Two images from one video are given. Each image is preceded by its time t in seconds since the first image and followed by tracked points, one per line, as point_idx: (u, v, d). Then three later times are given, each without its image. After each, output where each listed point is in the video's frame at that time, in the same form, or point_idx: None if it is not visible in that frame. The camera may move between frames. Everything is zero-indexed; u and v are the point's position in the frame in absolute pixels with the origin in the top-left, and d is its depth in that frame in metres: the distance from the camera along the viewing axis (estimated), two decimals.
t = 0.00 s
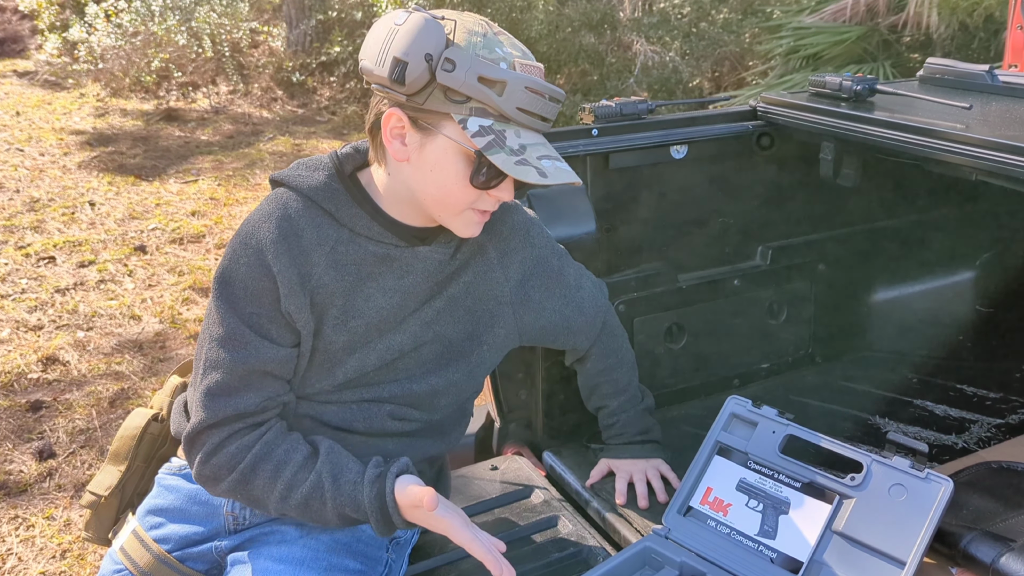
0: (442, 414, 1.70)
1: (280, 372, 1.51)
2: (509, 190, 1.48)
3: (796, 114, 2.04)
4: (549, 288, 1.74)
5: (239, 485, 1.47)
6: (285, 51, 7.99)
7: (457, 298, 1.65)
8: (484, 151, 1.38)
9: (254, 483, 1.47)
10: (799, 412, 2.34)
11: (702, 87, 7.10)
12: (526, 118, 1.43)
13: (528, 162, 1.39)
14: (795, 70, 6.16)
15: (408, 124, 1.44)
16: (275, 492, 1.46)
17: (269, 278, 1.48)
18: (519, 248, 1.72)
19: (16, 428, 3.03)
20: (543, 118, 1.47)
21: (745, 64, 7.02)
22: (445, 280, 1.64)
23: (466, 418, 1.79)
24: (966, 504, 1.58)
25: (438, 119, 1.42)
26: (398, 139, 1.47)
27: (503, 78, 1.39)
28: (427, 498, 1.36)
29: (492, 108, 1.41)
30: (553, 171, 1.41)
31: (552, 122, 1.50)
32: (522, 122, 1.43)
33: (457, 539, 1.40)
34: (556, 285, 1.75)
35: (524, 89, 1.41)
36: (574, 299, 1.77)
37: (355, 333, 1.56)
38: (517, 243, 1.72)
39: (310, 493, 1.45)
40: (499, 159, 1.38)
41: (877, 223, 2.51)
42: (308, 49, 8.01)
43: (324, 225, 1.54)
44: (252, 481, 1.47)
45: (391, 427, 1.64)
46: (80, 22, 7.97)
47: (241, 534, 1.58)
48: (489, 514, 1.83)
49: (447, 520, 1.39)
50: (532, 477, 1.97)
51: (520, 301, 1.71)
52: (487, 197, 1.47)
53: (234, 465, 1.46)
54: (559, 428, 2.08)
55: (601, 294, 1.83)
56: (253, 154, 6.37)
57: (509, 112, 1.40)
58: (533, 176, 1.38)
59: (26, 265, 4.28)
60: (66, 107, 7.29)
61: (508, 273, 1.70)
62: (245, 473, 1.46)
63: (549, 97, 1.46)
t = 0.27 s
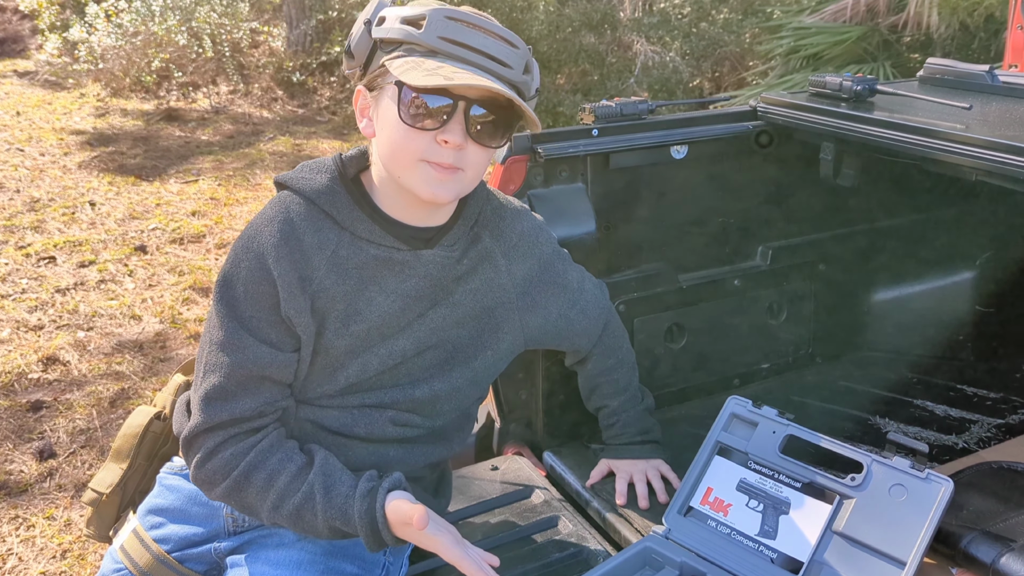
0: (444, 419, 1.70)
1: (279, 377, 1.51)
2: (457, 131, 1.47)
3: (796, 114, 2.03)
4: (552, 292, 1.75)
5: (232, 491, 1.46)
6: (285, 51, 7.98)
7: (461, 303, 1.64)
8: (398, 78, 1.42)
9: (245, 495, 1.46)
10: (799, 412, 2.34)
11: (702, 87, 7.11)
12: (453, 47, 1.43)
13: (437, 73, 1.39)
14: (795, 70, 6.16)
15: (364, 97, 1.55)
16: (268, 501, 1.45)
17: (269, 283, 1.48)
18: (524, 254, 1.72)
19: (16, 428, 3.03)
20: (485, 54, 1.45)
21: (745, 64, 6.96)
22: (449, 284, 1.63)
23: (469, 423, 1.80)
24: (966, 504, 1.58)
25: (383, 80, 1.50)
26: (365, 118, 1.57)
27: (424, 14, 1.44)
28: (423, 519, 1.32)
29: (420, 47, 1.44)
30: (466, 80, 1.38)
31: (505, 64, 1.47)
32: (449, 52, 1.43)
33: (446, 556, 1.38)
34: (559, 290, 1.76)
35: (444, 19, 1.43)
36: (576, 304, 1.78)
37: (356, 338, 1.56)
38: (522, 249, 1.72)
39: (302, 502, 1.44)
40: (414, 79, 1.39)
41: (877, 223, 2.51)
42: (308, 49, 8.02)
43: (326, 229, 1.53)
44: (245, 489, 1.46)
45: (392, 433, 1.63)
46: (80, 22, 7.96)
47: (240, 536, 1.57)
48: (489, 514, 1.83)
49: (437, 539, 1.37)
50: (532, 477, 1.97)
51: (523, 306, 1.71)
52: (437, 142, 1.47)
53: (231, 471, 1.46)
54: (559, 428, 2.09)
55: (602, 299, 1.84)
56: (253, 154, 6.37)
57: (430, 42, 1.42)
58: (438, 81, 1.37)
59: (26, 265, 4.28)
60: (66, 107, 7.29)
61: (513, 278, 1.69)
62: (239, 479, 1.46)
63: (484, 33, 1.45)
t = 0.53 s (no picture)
0: (444, 419, 1.70)
1: (277, 378, 1.51)
2: (449, 136, 1.47)
3: (796, 115, 2.03)
4: (551, 292, 1.75)
5: (225, 493, 1.46)
6: (285, 51, 7.98)
7: (460, 304, 1.64)
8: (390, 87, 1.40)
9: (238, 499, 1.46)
10: (799, 412, 2.34)
11: (702, 87, 7.11)
12: (441, 52, 1.42)
13: (426, 84, 1.38)
14: (795, 70, 6.16)
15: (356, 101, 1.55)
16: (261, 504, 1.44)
17: (266, 284, 1.48)
18: (523, 254, 1.72)
19: (16, 428, 3.03)
20: (473, 56, 1.44)
21: (745, 64, 7.04)
22: (448, 284, 1.63)
23: (469, 423, 1.80)
24: (966, 505, 1.58)
25: (372, 84, 1.50)
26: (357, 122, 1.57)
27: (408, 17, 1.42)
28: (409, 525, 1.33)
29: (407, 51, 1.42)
30: (455, 89, 1.38)
31: (494, 65, 1.47)
32: (437, 57, 1.42)
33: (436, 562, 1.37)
34: (558, 290, 1.76)
35: (430, 22, 1.41)
36: (576, 304, 1.78)
37: (355, 338, 1.56)
38: (521, 250, 1.72)
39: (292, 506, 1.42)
40: (402, 88, 1.39)
41: (877, 223, 2.51)
42: (308, 49, 8.01)
43: (323, 230, 1.54)
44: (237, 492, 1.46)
45: (391, 432, 1.63)
46: (80, 22, 7.97)
47: (239, 535, 1.57)
48: (489, 514, 1.83)
49: (426, 545, 1.37)
50: (532, 476, 1.97)
51: (522, 306, 1.71)
52: (428, 147, 1.47)
53: (224, 472, 1.46)
54: (558, 428, 2.09)
55: (602, 299, 1.84)
56: (253, 154, 6.37)
57: (418, 47, 1.41)
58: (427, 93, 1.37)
59: (26, 265, 4.28)
60: (66, 107, 7.30)
61: (512, 278, 1.69)
62: (231, 481, 1.45)
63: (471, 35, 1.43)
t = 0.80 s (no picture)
0: (441, 418, 1.69)
1: (273, 378, 1.52)
2: (500, 190, 1.49)
3: (795, 115, 2.03)
4: (549, 292, 1.74)
5: (216, 494, 1.47)
6: (285, 51, 7.98)
7: (457, 304, 1.64)
8: (474, 151, 1.39)
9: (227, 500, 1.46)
10: (799, 413, 2.34)
11: (702, 87, 7.10)
12: (516, 117, 1.44)
13: (518, 161, 1.40)
14: (795, 70, 6.16)
15: (397, 126, 1.45)
16: (249, 505, 1.44)
17: (259, 285, 1.49)
18: (519, 252, 1.71)
19: (16, 428, 3.03)
20: (533, 114, 1.48)
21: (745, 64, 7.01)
22: (444, 284, 1.63)
23: (467, 421, 1.79)
24: (966, 506, 1.58)
25: (427, 120, 1.43)
26: (388, 140, 1.48)
27: (490, 75, 1.39)
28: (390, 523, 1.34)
29: (481, 108, 1.41)
30: (544, 168, 1.42)
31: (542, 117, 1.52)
32: (512, 120, 1.43)
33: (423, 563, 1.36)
34: (555, 290, 1.75)
35: (512, 85, 1.41)
36: (573, 304, 1.77)
37: (350, 338, 1.56)
38: (517, 249, 1.71)
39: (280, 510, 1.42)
40: (490, 160, 1.38)
41: (876, 223, 2.51)
42: (308, 49, 8.01)
43: (318, 230, 1.54)
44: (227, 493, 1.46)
45: (390, 430, 1.63)
46: (80, 22, 7.97)
47: (239, 535, 1.57)
48: (489, 515, 1.83)
49: (412, 546, 1.36)
50: (532, 477, 1.97)
51: (517, 306, 1.70)
52: (479, 196, 1.48)
53: (217, 473, 1.46)
54: (558, 429, 2.09)
55: (600, 298, 1.83)
56: (253, 154, 6.38)
57: (498, 111, 1.41)
58: (524, 174, 1.39)
59: (26, 265, 4.29)
60: (66, 107, 7.30)
61: (508, 277, 1.69)
62: (222, 483, 1.46)
63: (538, 94, 1.46)
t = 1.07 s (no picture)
0: (444, 419, 1.69)
1: (275, 379, 1.52)
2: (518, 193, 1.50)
3: (795, 115, 2.03)
4: (552, 293, 1.74)
5: (214, 500, 1.46)
6: (285, 51, 7.98)
7: (463, 306, 1.64)
8: (499, 153, 1.39)
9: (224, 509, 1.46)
10: (798, 412, 2.34)
11: (702, 87, 7.10)
12: (538, 120, 1.45)
13: (542, 163, 1.41)
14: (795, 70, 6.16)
15: (417, 127, 1.44)
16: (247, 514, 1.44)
17: (264, 284, 1.49)
18: (524, 253, 1.71)
19: (16, 428, 3.03)
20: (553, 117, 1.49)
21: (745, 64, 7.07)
22: (450, 284, 1.63)
23: (468, 422, 1.79)
24: (966, 506, 1.58)
25: (449, 122, 1.43)
26: (406, 142, 1.47)
27: (514, 79, 1.40)
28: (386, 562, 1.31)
29: (504, 110, 1.41)
30: (567, 171, 1.44)
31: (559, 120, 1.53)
32: (533, 122, 1.44)
33: None
34: (558, 291, 1.74)
35: (534, 89, 1.42)
36: (575, 305, 1.77)
37: (354, 338, 1.56)
38: (522, 250, 1.71)
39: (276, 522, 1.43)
40: (515, 162, 1.39)
41: (876, 223, 2.51)
42: (308, 49, 8.00)
43: (323, 229, 1.54)
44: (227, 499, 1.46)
45: (392, 433, 1.63)
46: (80, 22, 7.97)
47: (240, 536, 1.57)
48: (489, 514, 1.83)
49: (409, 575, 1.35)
50: (532, 477, 1.97)
51: (521, 307, 1.70)
52: (496, 199, 1.49)
53: (217, 477, 1.46)
54: (558, 429, 2.09)
55: (602, 301, 1.83)
56: (253, 154, 6.38)
57: (521, 113, 1.41)
58: (548, 176, 1.40)
59: (25, 265, 4.29)
60: (65, 107, 7.30)
61: (514, 278, 1.69)
62: (221, 488, 1.45)
63: (556, 96, 1.47)
